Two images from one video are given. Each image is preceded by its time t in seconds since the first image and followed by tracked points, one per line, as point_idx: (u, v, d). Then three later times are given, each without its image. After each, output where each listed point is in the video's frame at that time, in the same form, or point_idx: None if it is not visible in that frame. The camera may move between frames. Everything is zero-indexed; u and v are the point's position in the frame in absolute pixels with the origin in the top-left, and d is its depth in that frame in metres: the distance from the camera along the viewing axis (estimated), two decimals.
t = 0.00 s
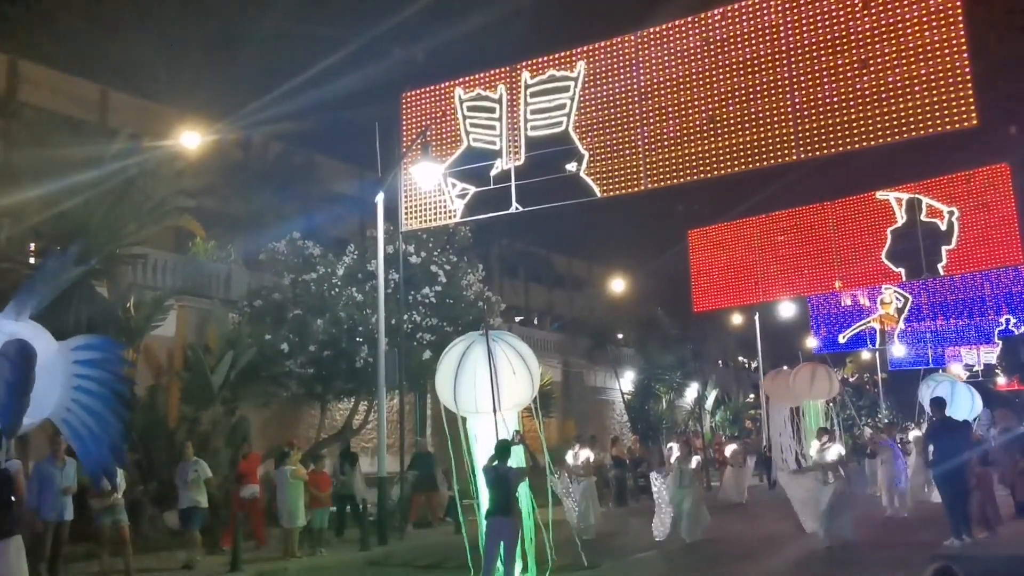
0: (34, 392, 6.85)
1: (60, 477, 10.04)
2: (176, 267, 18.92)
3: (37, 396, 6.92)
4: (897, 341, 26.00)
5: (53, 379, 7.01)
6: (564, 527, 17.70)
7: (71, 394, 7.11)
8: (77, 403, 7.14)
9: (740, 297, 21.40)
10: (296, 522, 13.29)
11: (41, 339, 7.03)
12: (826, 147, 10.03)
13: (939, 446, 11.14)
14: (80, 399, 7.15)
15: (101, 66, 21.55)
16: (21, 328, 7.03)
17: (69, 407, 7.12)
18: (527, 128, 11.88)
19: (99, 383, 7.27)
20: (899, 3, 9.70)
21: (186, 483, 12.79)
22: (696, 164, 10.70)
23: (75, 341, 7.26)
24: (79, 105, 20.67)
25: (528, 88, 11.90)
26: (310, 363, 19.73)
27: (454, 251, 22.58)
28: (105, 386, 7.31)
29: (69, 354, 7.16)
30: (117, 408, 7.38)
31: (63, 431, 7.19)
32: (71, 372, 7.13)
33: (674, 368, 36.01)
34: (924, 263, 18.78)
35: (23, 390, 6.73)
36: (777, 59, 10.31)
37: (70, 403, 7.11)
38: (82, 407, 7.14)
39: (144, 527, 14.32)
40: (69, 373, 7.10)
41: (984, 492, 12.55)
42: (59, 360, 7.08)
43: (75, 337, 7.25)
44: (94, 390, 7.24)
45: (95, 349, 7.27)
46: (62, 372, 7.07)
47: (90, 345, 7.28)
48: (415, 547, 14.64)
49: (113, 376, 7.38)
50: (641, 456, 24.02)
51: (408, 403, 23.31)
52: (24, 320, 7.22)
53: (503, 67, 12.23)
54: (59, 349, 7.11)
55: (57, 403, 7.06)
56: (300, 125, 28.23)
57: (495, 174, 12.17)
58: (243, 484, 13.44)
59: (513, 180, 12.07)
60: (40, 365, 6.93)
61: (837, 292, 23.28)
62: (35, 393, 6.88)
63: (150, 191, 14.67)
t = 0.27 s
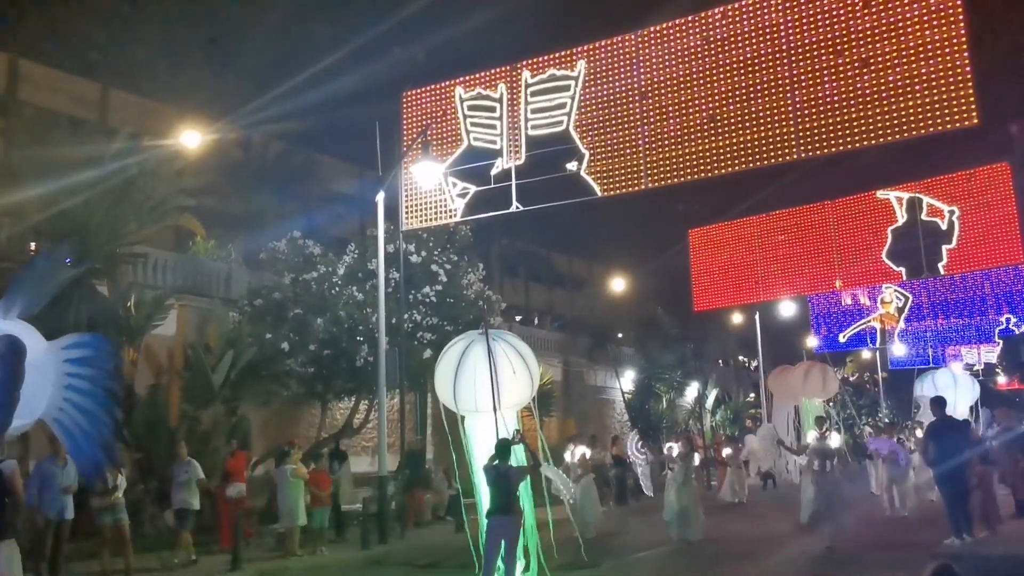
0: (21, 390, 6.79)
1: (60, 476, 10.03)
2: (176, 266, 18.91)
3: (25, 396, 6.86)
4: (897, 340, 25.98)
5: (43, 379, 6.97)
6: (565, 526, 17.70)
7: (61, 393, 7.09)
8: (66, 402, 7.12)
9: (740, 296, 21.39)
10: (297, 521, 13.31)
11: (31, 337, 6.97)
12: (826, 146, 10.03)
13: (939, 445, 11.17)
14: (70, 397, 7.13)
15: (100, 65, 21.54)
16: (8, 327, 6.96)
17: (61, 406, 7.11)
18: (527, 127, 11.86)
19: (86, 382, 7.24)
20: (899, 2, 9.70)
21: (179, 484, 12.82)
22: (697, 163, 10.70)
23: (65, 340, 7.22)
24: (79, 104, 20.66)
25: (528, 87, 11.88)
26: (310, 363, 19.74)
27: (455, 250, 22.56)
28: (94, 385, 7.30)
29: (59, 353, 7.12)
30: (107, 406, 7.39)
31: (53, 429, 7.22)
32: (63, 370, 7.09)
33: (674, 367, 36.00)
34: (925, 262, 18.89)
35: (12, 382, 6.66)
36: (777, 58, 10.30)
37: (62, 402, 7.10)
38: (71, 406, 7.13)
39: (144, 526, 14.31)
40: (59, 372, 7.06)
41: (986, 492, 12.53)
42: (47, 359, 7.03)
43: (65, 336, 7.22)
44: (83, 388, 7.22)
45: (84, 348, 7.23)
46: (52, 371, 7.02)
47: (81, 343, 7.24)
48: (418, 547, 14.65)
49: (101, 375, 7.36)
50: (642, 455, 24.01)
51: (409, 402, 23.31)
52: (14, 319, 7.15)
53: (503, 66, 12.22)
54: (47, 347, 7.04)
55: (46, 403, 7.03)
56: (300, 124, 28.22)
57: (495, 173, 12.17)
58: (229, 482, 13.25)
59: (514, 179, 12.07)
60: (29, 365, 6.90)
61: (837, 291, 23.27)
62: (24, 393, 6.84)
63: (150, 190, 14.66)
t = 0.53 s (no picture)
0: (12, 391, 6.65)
1: (60, 474, 10.04)
2: (176, 265, 18.91)
3: (22, 397, 6.88)
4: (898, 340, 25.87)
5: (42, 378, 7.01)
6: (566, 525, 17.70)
7: (59, 390, 7.16)
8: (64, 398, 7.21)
9: (741, 295, 21.39)
10: (299, 520, 13.32)
11: (25, 335, 6.98)
12: (826, 145, 10.02)
13: (940, 445, 11.16)
14: (68, 393, 7.21)
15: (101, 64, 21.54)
16: None
17: (58, 403, 7.19)
18: (527, 127, 11.85)
19: (82, 377, 7.32)
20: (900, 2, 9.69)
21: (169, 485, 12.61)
22: (697, 162, 10.69)
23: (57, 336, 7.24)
24: (80, 103, 20.66)
25: (529, 86, 11.86)
26: (311, 362, 19.76)
27: (455, 249, 22.57)
28: (88, 380, 7.42)
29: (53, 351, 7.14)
30: (97, 399, 7.54)
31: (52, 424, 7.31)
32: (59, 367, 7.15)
33: (675, 367, 36.00)
34: (926, 261, 18.98)
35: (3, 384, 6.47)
36: (777, 58, 10.29)
37: (59, 399, 7.18)
38: (71, 401, 7.22)
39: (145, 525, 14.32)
40: (57, 368, 7.12)
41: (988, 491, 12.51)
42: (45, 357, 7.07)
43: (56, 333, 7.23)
44: (80, 383, 7.31)
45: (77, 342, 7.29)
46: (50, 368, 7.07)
47: (75, 339, 7.30)
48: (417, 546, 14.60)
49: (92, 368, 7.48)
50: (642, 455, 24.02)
51: (409, 401, 23.32)
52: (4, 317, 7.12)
53: (503, 66, 12.20)
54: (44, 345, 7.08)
55: (45, 400, 7.09)
56: (301, 124, 28.22)
57: (496, 172, 12.17)
58: (218, 481, 13.28)
59: (514, 178, 12.09)
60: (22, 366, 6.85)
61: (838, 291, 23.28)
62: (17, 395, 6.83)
63: (150, 189, 14.66)
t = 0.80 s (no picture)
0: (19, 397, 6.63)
1: (61, 474, 10.00)
2: (177, 264, 18.90)
3: (26, 398, 6.86)
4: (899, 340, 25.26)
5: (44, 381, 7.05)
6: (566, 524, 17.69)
7: (61, 392, 7.20)
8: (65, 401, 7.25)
9: (741, 294, 21.40)
10: (301, 519, 13.37)
11: (29, 338, 6.98)
12: (827, 144, 10.01)
13: (941, 445, 11.17)
14: (70, 396, 7.27)
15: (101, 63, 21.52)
16: (4, 331, 6.89)
17: (60, 405, 7.24)
18: (527, 126, 11.84)
19: (84, 381, 7.38)
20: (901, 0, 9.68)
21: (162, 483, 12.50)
22: (697, 161, 10.70)
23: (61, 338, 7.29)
24: (80, 103, 20.65)
25: (529, 86, 11.85)
26: (311, 361, 19.76)
27: (456, 248, 22.55)
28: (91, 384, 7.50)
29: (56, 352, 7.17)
30: (97, 403, 7.60)
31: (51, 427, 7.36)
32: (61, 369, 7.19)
33: (675, 366, 36.00)
34: (926, 260, 19.10)
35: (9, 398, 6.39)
36: (778, 57, 10.28)
37: (61, 401, 7.23)
38: (73, 404, 7.27)
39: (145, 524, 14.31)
40: (60, 371, 7.16)
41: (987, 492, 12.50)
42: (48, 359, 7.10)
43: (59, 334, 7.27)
44: (82, 387, 7.37)
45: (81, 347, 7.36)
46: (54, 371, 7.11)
47: (78, 342, 7.38)
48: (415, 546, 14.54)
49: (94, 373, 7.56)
50: (643, 454, 24.03)
51: (410, 400, 23.33)
52: (6, 316, 7.10)
53: (503, 65, 12.19)
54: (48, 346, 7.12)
55: (46, 402, 7.12)
56: (301, 123, 28.22)
57: (496, 171, 12.18)
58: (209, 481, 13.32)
59: (515, 178, 12.10)
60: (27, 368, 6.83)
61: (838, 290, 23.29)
62: (25, 397, 6.79)
63: (151, 189, 14.66)
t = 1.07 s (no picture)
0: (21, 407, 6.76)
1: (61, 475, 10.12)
2: (177, 264, 18.90)
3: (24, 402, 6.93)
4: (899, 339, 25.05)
5: (45, 383, 7.05)
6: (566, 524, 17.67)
7: (62, 393, 7.18)
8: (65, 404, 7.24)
9: (742, 294, 21.39)
10: (301, 518, 13.36)
11: (32, 340, 6.99)
12: (828, 144, 9.99)
13: (941, 445, 11.15)
14: (71, 398, 7.24)
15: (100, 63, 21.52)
16: (8, 331, 6.90)
17: (61, 406, 7.24)
18: (527, 126, 11.82)
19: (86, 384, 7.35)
20: None
21: (152, 484, 12.49)
22: (697, 160, 10.69)
23: (64, 339, 7.26)
24: (80, 102, 20.64)
25: (529, 85, 11.82)
26: (312, 360, 19.76)
27: (456, 247, 22.54)
28: (94, 386, 7.42)
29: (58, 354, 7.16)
30: (101, 403, 7.56)
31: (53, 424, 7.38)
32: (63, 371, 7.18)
33: (676, 366, 35.99)
34: (927, 260, 19.03)
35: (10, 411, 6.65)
36: (778, 56, 10.26)
37: (62, 402, 7.22)
38: (74, 406, 7.25)
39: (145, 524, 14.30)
40: (61, 372, 7.15)
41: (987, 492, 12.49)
42: (50, 361, 7.09)
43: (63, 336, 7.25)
44: (85, 388, 7.33)
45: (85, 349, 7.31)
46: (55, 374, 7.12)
47: (82, 344, 7.33)
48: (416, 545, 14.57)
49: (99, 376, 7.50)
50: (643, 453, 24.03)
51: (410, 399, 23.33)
52: (11, 314, 7.08)
53: (503, 64, 12.17)
54: (51, 347, 7.10)
55: (47, 403, 7.14)
56: (301, 122, 28.21)
57: (497, 171, 12.17)
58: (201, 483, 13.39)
59: (515, 177, 12.09)
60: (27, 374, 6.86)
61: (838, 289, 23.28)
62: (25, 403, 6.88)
63: (151, 188, 14.65)
